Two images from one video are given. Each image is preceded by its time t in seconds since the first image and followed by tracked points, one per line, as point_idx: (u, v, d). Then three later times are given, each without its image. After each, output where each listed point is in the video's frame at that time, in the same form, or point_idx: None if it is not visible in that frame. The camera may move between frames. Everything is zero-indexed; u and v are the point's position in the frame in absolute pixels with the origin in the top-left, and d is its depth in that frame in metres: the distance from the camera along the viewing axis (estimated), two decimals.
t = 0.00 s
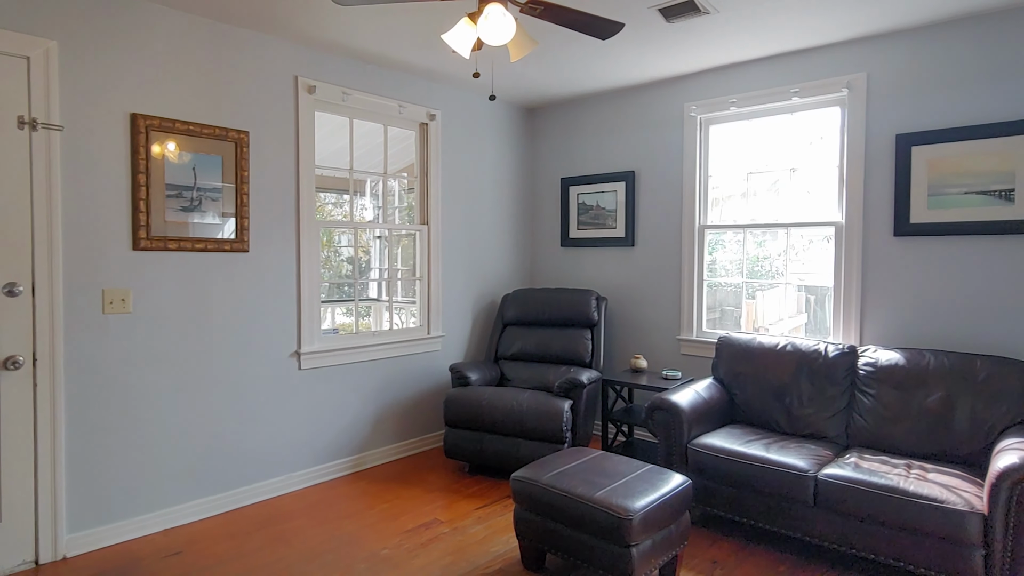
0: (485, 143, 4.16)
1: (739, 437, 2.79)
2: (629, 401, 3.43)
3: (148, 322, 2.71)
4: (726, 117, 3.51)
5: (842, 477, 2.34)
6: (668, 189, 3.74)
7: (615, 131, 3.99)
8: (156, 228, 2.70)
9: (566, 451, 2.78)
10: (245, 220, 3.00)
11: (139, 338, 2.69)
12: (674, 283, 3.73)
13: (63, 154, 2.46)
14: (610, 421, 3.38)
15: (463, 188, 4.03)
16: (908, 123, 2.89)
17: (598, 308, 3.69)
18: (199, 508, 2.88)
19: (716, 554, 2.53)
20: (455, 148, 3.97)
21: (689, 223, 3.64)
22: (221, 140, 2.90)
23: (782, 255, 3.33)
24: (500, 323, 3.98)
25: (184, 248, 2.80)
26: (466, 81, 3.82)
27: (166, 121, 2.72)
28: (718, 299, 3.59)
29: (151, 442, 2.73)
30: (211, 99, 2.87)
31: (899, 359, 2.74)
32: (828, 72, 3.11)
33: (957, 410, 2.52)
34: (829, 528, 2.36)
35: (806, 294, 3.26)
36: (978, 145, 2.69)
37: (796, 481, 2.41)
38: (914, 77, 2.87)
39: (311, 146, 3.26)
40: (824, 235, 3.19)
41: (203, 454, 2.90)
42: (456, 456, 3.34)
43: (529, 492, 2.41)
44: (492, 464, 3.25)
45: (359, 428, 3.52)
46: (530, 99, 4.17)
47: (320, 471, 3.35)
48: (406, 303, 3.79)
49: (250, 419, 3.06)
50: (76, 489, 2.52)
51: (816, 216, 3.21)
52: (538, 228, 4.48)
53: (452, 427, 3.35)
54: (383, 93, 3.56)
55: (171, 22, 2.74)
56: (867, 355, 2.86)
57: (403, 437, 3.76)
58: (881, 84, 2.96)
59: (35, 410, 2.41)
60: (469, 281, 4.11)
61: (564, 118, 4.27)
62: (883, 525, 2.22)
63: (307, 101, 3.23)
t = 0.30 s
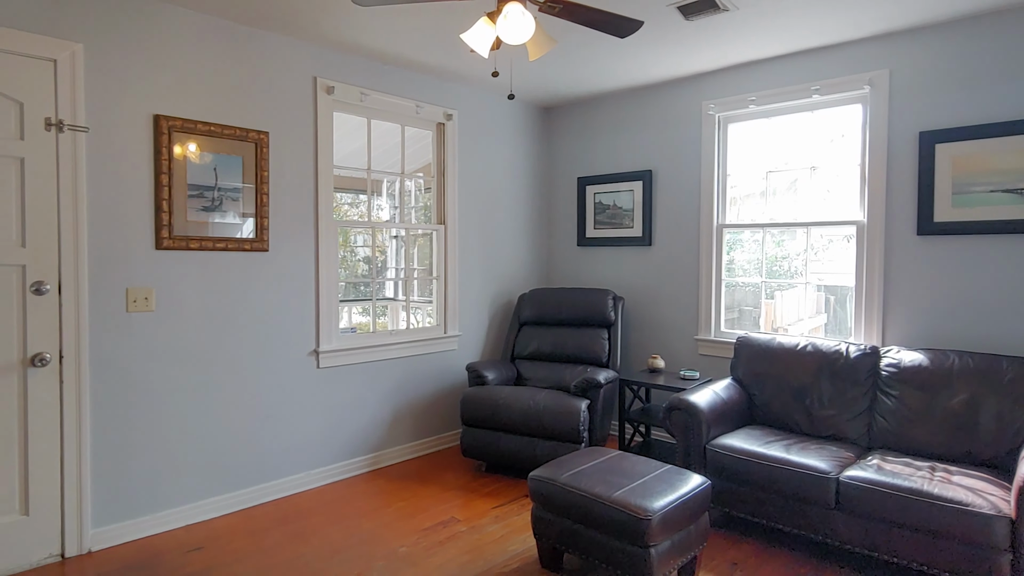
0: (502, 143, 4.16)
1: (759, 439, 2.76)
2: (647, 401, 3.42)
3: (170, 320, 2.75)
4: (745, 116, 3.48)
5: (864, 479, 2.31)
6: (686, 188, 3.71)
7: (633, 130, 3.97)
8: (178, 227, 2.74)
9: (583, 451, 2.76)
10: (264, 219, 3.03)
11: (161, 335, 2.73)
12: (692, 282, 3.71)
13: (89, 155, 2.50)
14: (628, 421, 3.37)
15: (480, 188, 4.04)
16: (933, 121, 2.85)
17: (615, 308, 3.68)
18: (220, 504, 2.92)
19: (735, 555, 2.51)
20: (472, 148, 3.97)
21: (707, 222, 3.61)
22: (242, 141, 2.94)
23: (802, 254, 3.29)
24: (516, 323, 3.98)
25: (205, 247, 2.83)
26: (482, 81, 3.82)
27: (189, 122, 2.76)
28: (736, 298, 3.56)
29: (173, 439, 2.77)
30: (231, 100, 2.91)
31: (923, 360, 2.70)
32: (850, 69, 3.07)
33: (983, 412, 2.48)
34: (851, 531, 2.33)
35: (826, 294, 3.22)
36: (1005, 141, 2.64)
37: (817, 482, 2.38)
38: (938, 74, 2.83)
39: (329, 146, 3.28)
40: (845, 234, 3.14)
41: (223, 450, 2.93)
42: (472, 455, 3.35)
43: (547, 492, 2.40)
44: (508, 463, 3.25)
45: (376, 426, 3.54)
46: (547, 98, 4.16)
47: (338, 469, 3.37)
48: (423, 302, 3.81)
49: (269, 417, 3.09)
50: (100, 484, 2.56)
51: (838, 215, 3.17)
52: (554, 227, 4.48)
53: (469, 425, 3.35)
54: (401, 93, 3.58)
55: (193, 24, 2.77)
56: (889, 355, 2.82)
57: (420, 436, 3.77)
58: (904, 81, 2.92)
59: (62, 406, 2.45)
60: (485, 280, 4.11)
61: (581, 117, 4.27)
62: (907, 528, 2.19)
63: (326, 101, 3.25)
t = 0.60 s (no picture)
0: (520, 142, 4.16)
1: (781, 440, 2.73)
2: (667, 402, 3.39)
3: (195, 319, 2.79)
4: (766, 114, 3.45)
5: (889, 483, 2.27)
6: (706, 187, 3.69)
7: (652, 129, 3.95)
8: (202, 227, 2.78)
9: (603, 451, 2.75)
10: (286, 220, 3.06)
11: (186, 334, 2.77)
12: (712, 282, 3.68)
13: (117, 157, 2.55)
14: (647, 422, 3.35)
15: (498, 187, 4.04)
16: (961, 118, 2.79)
17: (634, 308, 3.66)
18: (243, 501, 2.95)
19: (758, 558, 2.49)
20: (491, 148, 3.98)
21: (728, 222, 3.58)
22: (264, 142, 2.97)
23: (825, 254, 3.25)
24: (535, 323, 3.98)
25: (229, 247, 2.87)
26: (502, 81, 3.82)
27: (213, 124, 2.79)
28: (757, 299, 3.52)
29: (197, 436, 2.81)
30: (254, 101, 2.94)
31: (950, 362, 2.65)
32: (875, 66, 3.03)
33: (1013, 415, 2.42)
34: (876, 535, 2.30)
35: (850, 295, 3.18)
36: None
37: (842, 486, 2.35)
38: (967, 70, 2.77)
39: (350, 147, 3.31)
40: (870, 234, 3.10)
41: (246, 448, 2.97)
42: (491, 454, 3.35)
43: (567, 493, 2.40)
44: (527, 463, 3.25)
45: (395, 425, 3.56)
46: (566, 97, 4.15)
47: (358, 467, 3.40)
48: (442, 302, 3.82)
49: (290, 415, 3.12)
50: (127, 480, 2.60)
51: (862, 215, 3.13)
52: (573, 227, 4.47)
53: (488, 425, 3.36)
54: (421, 94, 3.60)
55: (217, 27, 2.81)
56: (915, 357, 2.77)
57: (439, 435, 3.79)
58: (931, 78, 2.87)
59: (90, 403, 2.50)
60: (504, 280, 4.12)
61: (600, 117, 4.25)
62: (933, 533, 2.15)
63: (347, 102, 3.28)
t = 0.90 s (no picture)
0: (540, 142, 4.16)
1: (805, 443, 2.70)
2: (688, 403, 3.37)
3: (219, 318, 2.83)
4: (790, 112, 3.40)
5: (918, 488, 2.23)
6: (728, 186, 3.65)
7: (673, 128, 3.92)
8: (227, 228, 2.82)
9: (623, 453, 2.74)
10: (308, 220, 3.09)
11: (211, 332, 2.80)
12: (734, 283, 3.64)
13: (144, 158, 2.59)
14: (668, 424, 3.32)
15: (518, 187, 4.04)
16: (992, 115, 2.73)
17: (655, 308, 3.64)
18: (266, 499, 2.99)
19: (782, 562, 2.46)
20: (511, 148, 3.98)
21: (750, 222, 3.54)
22: (288, 143, 3.00)
23: (850, 254, 3.20)
24: (554, 323, 3.97)
25: (253, 248, 2.91)
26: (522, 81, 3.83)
27: (237, 126, 2.83)
28: (780, 299, 3.48)
29: (221, 434, 2.84)
30: (278, 103, 2.98)
31: (981, 365, 2.59)
32: (902, 63, 2.97)
33: None
34: (904, 540, 2.26)
35: (876, 296, 3.12)
36: None
37: (869, 490, 2.31)
38: (999, 66, 2.71)
39: (371, 147, 3.33)
40: (897, 234, 3.04)
41: (269, 446, 3.00)
42: (511, 454, 3.35)
43: (589, 494, 2.39)
44: (547, 464, 3.25)
45: (415, 425, 3.58)
46: (587, 97, 4.14)
47: (379, 466, 3.42)
48: (461, 302, 3.83)
49: (312, 414, 3.15)
50: (154, 477, 2.65)
51: (889, 214, 3.07)
52: (592, 227, 4.46)
53: (508, 425, 3.36)
54: (441, 95, 3.61)
55: (242, 30, 2.85)
56: (944, 359, 2.72)
57: (458, 435, 3.80)
58: (961, 74, 2.81)
59: (119, 400, 2.54)
60: (523, 280, 4.12)
61: (620, 116, 4.23)
62: (964, 539, 2.10)
63: (368, 103, 3.30)
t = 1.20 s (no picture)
0: (554, 142, 4.15)
1: (823, 446, 2.67)
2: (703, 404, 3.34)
3: (237, 318, 2.86)
4: (807, 111, 3.37)
5: (938, 492, 2.19)
6: (744, 186, 3.62)
7: (688, 127, 3.90)
8: (244, 228, 2.85)
9: (639, 454, 2.72)
10: (324, 220, 3.11)
11: (227, 332, 2.83)
12: (750, 283, 3.61)
13: (163, 159, 2.62)
14: (683, 425, 3.30)
15: (532, 187, 4.04)
16: (1016, 113, 2.68)
17: (670, 309, 3.62)
18: (282, 497, 3.01)
19: (800, 565, 2.44)
20: (525, 148, 3.98)
21: (767, 222, 3.51)
22: (304, 144, 3.03)
23: (868, 254, 3.16)
24: (568, 324, 3.96)
25: (270, 248, 2.93)
26: (536, 81, 3.82)
27: (254, 127, 2.86)
28: (797, 300, 3.45)
29: (238, 432, 2.87)
30: (294, 105, 3.00)
31: (1003, 367, 2.55)
32: (922, 60, 2.93)
33: None
34: (924, 545, 2.23)
35: (895, 296, 3.08)
36: None
37: (888, 493, 2.28)
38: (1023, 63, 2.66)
39: (386, 148, 3.34)
40: (917, 234, 2.99)
41: (285, 444, 3.03)
42: (525, 455, 3.35)
43: (604, 495, 2.38)
44: (562, 464, 3.24)
45: (430, 424, 3.59)
46: (601, 96, 4.13)
47: (393, 465, 3.43)
48: (475, 302, 3.83)
49: (327, 413, 3.17)
50: (173, 474, 2.68)
51: (908, 213, 3.03)
52: (607, 227, 4.44)
53: (522, 425, 3.36)
54: (456, 95, 3.62)
55: (258, 32, 2.87)
56: (966, 361, 2.67)
57: (472, 435, 3.80)
58: (983, 71, 2.76)
59: (138, 399, 2.58)
60: (537, 280, 4.11)
61: (634, 115, 4.22)
62: (985, 544, 2.07)
63: (383, 104, 3.31)
